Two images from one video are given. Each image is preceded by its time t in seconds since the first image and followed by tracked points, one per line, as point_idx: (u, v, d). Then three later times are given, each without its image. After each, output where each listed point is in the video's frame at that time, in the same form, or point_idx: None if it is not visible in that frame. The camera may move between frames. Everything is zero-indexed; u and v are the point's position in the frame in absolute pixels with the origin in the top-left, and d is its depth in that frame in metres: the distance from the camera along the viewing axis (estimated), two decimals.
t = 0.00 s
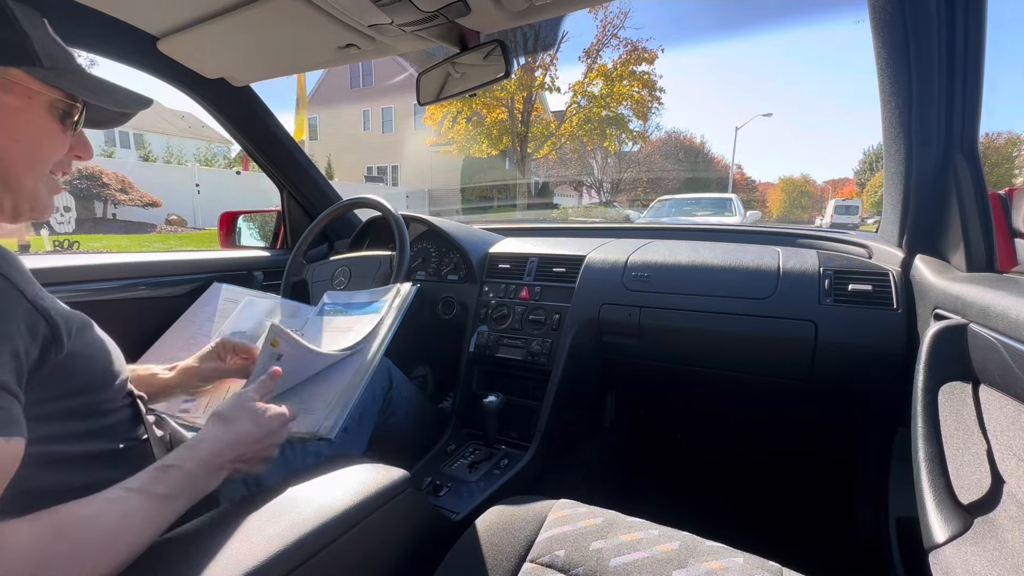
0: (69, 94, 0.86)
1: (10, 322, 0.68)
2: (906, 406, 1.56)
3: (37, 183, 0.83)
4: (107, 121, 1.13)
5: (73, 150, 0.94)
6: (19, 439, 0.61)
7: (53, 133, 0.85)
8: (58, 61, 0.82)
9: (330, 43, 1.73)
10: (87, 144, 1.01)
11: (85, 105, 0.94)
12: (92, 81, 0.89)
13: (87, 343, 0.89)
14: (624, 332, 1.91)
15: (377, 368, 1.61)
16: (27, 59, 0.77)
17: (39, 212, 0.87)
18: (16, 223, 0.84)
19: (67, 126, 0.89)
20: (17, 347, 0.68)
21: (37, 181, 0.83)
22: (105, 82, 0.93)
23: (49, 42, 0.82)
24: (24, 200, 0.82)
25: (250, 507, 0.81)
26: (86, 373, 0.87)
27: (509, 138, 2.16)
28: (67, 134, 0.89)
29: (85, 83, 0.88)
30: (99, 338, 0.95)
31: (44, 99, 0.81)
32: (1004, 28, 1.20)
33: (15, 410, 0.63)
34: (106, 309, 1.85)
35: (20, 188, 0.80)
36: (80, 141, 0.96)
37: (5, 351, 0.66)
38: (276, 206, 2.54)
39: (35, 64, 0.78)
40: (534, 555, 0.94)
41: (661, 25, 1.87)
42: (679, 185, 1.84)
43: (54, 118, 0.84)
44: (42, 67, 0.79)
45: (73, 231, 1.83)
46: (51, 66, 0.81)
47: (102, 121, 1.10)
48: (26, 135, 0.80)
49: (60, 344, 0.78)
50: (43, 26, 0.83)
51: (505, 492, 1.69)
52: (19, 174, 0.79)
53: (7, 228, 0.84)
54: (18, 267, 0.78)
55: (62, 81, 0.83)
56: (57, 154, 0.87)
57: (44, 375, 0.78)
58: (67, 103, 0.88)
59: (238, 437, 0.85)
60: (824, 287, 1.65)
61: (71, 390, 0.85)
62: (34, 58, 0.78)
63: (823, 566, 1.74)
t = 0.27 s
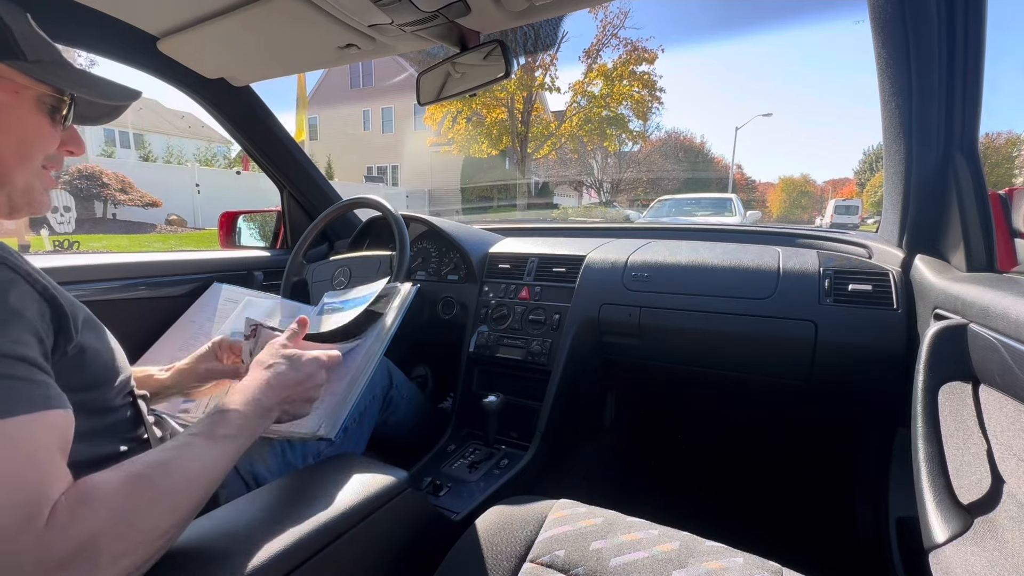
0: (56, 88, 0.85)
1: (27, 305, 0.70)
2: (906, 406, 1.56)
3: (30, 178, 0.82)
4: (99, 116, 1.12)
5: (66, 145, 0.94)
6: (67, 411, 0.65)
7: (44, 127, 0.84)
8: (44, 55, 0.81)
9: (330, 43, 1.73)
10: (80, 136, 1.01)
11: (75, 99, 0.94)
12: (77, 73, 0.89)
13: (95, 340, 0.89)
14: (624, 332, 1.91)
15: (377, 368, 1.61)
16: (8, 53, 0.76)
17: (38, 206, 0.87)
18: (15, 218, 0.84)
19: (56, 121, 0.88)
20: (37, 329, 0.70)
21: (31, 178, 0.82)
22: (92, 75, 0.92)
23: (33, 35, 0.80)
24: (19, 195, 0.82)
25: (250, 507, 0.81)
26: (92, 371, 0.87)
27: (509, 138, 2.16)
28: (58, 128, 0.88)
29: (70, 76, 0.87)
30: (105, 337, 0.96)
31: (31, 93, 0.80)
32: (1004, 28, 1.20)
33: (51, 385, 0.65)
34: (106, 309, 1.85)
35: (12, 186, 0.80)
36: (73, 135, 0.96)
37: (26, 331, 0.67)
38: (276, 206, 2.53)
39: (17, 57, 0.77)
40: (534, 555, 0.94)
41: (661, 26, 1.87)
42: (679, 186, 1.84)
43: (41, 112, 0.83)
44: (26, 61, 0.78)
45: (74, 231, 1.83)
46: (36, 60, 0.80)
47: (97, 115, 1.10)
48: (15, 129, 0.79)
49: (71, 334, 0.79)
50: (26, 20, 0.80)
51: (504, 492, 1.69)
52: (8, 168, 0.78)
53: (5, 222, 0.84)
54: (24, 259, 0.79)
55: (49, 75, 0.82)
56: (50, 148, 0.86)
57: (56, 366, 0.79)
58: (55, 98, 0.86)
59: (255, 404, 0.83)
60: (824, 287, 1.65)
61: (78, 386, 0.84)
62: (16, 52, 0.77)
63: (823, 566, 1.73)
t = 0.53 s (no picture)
0: (54, 86, 0.85)
1: (24, 310, 0.69)
2: (906, 406, 1.55)
3: (29, 177, 0.82)
4: (97, 114, 1.12)
5: (64, 144, 0.94)
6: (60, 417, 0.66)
7: (41, 127, 0.84)
8: (38, 53, 0.81)
9: (329, 43, 1.73)
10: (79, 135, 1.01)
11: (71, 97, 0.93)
12: (76, 72, 0.89)
13: (93, 342, 0.89)
14: (624, 332, 1.91)
15: (377, 368, 1.61)
16: (3, 50, 0.76)
17: (35, 205, 0.86)
18: (13, 217, 0.84)
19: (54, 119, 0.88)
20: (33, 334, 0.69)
21: (30, 176, 0.82)
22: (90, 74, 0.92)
23: (28, 34, 0.81)
24: (17, 192, 0.81)
25: (251, 507, 0.81)
26: (90, 373, 0.87)
27: (509, 138, 2.15)
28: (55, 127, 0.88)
29: (69, 75, 0.87)
30: (104, 338, 0.96)
31: (27, 92, 0.80)
32: (1004, 28, 1.20)
33: (46, 391, 0.65)
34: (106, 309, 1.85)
35: (11, 185, 0.80)
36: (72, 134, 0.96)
37: (21, 337, 0.67)
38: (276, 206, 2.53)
39: (10, 55, 0.77)
40: (534, 556, 0.94)
41: (661, 26, 1.87)
42: (679, 185, 1.84)
43: (38, 111, 0.83)
44: (19, 58, 0.78)
45: (73, 231, 1.83)
46: (32, 58, 0.80)
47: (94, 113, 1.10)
48: (14, 127, 0.79)
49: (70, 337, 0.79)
50: (20, 18, 0.81)
51: (504, 492, 1.69)
52: (7, 167, 0.78)
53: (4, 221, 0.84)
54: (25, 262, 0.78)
55: (46, 73, 0.82)
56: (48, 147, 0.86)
57: (56, 367, 0.79)
58: (51, 96, 0.86)
59: (244, 405, 0.84)
60: (824, 287, 1.65)
61: (76, 387, 0.84)
62: (11, 50, 0.77)
63: (824, 567, 1.73)
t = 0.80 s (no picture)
0: (50, 88, 0.84)
1: (23, 308, 0.69)
2: (906, 406, 1.55)
3: (22, 179, 0.82)
4: (97, 113, 1.12)
5: (62, 145, 0.93)
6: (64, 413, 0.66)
7: (37, 127, 0.83)
8: (35, 53, 0.81)
9: (330, 43, 1.73)
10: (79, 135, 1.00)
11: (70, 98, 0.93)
12: (76, 71, 0.88)
13: (89, 340, 0.89)
14: (624, 332, 1.91)
15: (377, 368, 1.61)
16: None
17: (30, 206, 0.86)
18: (11, 216, 0.84)
19: (51, 121, 0.87)
20: (32, 332, 0.69)
21: (25, 179, 0.82)
22: (89, 72, 0.92)
23: (27, 33, 0.81)
24: (11, 196, 0.81)
25: (250, 507, 0.81)
26: (88, 370, 0.87)
27: (509, 138, 2.16)
28: (52, 128, 0.87)
29: (68, 76, 0.86)
30: (101, 335, 0.95)
31: (22, 93, 0.80)
32: (1004, 28, 1.20)
33: (48, 387, 0.65)
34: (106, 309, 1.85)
35: (4, 187, 0.79)
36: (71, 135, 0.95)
37: (22, 334, 0.67)
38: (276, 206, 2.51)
39: (5, 55, 0.77)
40: (534, 555, 0.94)
41: (661, 26, 1.87)
42: (679, 186, 1.84)
43: (34, 111, 0.82)
44: (15, 59, 0.78)
45: (74, 231, 1.83)
46: (28, 57, 0.80)
47: (94, 110, 1.09)
48: (7, 129, 0.78)
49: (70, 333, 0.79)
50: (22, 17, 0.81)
51: (504, 492, 1.69)
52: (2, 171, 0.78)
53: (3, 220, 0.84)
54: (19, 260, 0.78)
55: (41, 74, 0.81)
56: (45, 149, 0.86)
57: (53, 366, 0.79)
58: (48, 97, 0.85)
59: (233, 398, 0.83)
60: (824, 287, 1.65)
61: (73, 385, 0.85)
62: (7, 51, 0.77)
63: (823, 567, 1.73)
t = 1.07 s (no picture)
0: (59, 95, 0.83)
1: (16, 315, 0.70)
2: (906, 406, 1.55)
3: (25, 186, 0.81)
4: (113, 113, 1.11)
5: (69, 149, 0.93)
6: (42, 426, 0.65)
7: (45, 134, 0.83)
8: (46, 61, 0.81)
9: (330, 43, 1.73)
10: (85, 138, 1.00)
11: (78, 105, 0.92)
12: (84, 77, 0.87)
13: (86, 341, 0.89)
14: (624, 332, 1.91)
15: (377, 368, 1.61)
16: (7, 57, 0.75)
17: (29, 212, 0.85)
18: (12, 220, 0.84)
19: (57, 127, 0.86)
20: (21, 337, 0.69)
21: (27, 187, 0.81)
22: (103, 78, 0.91)
23: (39, 39, 0.80)
24: (11, 203, 0.80)
25: (250, 507, 0.81)
26: (86, 373, 0.87)
27: (509, 138, 2.16)
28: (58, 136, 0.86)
29: (80, 82, 0.86)
30: (98, 337, 0.95)
31: (29, 101, 0.79)
32: (1004, 28, 1.20)
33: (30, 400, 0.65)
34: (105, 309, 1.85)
35: (7, 194, 0.79)
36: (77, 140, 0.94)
37: (11, 341, 0.67)
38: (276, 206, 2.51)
39: (14, 63, 0.76)
40: (534, 555, 0.94)
41: (661, 26, 1.87)
42: (679, 186, 1.84)
43: (42, 118, 0.82)
44: (25, 67, 0.77)
45: (74, 231, 1.83)
46: (39, 65, 0.79)
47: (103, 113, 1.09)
48: (12, 137, 0.78)
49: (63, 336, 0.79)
50: (35, 24, 0.80)
51: (504, 492, 1.69)
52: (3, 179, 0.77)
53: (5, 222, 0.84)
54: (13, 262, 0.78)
55: (49, 82, 0.81)
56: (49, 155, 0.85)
57: (47, 370, 0.79)
58: (57, 105, 0.84)
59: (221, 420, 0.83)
60: (824, 287, 1.65)
61: (71, 388, 0.85)
62: (17, 59, 0.76)
63: (823, 567, 1.73)
